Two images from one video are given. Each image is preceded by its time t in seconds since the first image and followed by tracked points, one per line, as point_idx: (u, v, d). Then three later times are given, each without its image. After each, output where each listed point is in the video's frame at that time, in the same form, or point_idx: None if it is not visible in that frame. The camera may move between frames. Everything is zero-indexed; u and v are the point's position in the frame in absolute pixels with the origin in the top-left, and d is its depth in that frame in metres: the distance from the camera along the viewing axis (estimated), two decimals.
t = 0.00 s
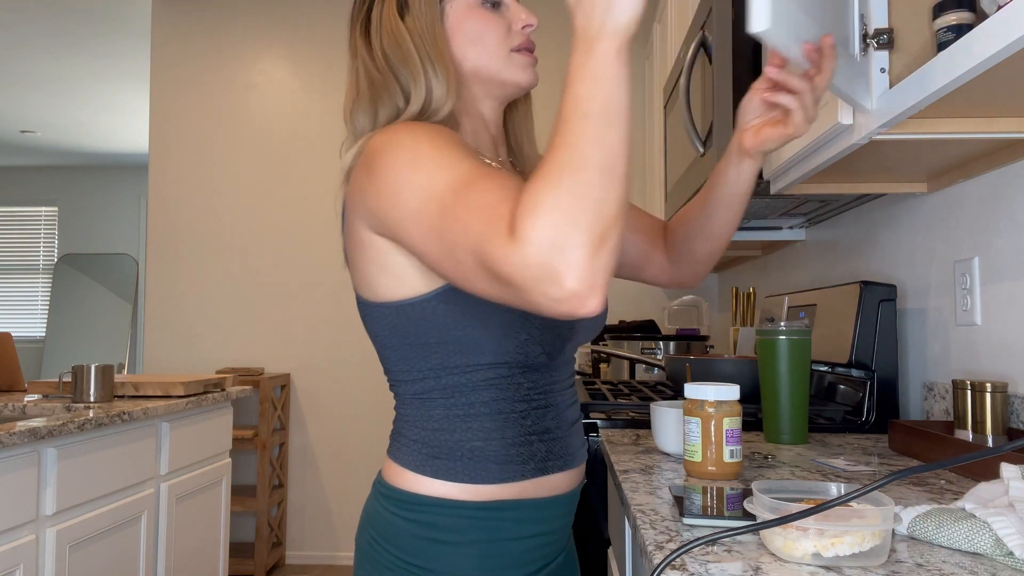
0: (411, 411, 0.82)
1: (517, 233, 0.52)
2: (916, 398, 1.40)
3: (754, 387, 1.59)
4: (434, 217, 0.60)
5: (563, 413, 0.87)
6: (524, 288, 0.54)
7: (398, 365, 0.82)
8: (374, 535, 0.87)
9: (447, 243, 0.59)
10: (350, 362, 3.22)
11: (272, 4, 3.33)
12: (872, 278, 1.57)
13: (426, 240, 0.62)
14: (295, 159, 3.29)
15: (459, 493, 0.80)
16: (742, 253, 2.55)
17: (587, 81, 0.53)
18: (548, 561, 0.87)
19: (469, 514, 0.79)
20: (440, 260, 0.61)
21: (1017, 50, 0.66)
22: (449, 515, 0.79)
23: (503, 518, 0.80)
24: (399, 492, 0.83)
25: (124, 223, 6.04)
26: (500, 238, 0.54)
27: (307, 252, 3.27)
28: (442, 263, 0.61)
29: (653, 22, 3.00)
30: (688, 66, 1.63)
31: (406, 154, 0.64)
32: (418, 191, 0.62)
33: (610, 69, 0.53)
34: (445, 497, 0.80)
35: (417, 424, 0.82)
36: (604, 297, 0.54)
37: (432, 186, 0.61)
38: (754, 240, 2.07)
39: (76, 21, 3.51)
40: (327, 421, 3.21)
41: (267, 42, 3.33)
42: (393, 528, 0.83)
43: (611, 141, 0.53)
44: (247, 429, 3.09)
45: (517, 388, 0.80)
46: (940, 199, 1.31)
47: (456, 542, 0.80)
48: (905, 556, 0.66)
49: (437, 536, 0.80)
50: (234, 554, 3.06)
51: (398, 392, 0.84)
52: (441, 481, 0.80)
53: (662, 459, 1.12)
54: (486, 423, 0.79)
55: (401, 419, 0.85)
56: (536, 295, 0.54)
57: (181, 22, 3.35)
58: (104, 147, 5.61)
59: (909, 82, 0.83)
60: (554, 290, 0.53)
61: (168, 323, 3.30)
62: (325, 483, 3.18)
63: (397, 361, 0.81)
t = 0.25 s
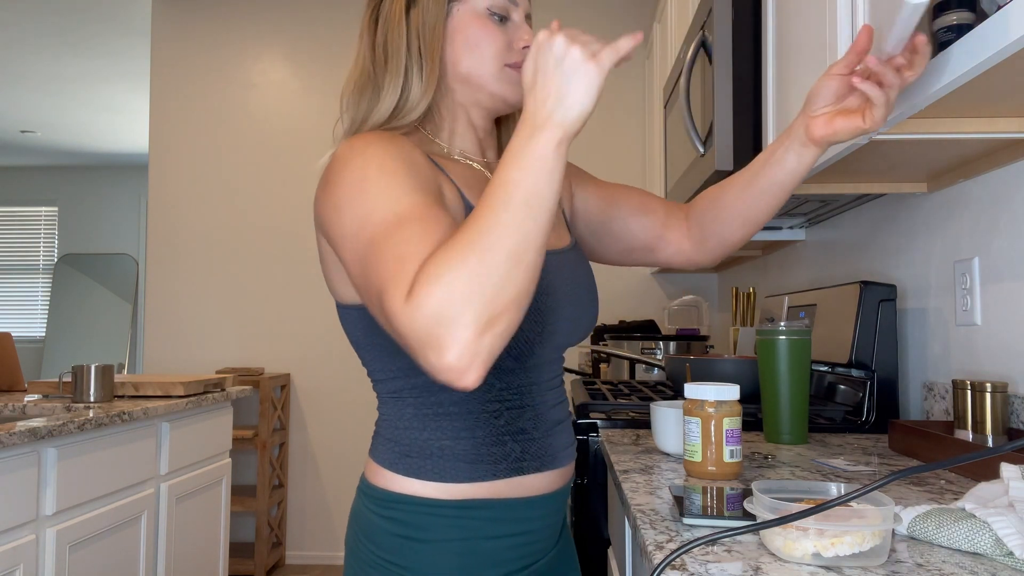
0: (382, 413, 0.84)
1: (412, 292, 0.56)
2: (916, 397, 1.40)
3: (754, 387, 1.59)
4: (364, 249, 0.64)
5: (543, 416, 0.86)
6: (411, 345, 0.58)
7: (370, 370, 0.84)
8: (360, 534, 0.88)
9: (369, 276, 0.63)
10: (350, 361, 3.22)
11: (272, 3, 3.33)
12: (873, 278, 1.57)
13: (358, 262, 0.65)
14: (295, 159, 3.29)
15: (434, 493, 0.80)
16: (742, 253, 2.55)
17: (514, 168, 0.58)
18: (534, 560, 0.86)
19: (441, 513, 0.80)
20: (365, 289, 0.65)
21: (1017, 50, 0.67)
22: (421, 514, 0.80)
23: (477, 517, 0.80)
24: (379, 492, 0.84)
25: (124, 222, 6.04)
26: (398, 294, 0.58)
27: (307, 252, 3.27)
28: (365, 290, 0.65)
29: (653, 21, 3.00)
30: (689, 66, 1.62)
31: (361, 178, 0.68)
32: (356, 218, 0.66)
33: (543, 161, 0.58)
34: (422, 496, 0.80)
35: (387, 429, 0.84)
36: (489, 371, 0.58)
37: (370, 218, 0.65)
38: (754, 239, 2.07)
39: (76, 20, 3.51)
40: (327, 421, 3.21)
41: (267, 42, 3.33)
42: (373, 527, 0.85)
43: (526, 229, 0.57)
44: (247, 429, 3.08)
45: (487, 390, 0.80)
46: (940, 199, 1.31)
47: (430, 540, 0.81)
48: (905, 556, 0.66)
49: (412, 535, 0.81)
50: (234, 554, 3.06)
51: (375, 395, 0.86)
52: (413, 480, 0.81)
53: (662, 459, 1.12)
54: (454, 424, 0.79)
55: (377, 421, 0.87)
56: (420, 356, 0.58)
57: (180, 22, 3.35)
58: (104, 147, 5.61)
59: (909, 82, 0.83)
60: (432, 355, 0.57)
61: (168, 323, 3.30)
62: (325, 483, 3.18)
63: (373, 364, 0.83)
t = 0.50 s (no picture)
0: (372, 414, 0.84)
1: (398, 324, 0.58)
2: (916, 397, 1.40)
3: (754, 387, 1.59)
4: (354, 258, 0.64)
5: (533, 416, 0.87)
6: (387, 370, 0.60)
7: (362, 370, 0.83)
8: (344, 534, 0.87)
9: (356, 289, 0.64)
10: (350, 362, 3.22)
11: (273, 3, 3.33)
12: (873, 278, 1.57)
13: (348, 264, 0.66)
14: (295, 159, 3.29)
15: (423, 493, 0.80)
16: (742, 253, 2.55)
17: (515, 219, 0.59)
18: (519, 558, 0.86)
19: (429, 512, 0.79)
20: (349, 297, 0.65)
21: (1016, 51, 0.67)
22: (410, 514, 0.80)
23: (467, 517, 0.80)
24: (366, 491, 0.83)
25: (123, 222, 6.04)
26: (385, 320, 0.59)
27: (307, 252, 3.27)
28: (350, 295, 0.66)
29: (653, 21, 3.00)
30: (688, 66, 1.62)
31: (366, 182, 0.67)
32: (353, 224, 0.65)
33: (545, 215, 0.60)
34: (409, 497, 0.80)
35: (376, 429, 0.83)
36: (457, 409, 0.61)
37: (367, 228, 0.64)
38: (754, 240, 2.07)
39: (76, 20, 3.51)
40: (327, 421, 3.21)
41: (267, 42, 3.33)
42: (360, 527, 0.84)
43: (518, 282, 0.59)
44: (247, 429, 3.08)
45: (480, 391, 0.81)
46: (940, 199, 1.31)
47: (421, 539, 0.80)
48: (905, 556, 0.66)
49: (402, 534, 0.81)
50: (234, 554, 3.06)
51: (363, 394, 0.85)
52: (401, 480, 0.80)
53: (662, 459, 1.12)
54: (447, 424, 0.79)
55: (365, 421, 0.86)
56: (394, 383, 0.61)
57: (180, 22, 3.35)
58: (104, 146, 5.61)
59: (908, 83, 0.82)
60: (408, 386, 0.59)
61: (168, 323, 3.30)
62: (325, 483, 3.18)
63: (363, 363, 0.83)
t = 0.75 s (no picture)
0: (382, 407, 0.81)
1: (449, 347, 0.58)
2: (916, 398, 1.40)
3: (754, 387, 1.59)
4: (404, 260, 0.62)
5: (529, 415, 0.88)
6: (421, 386, 0.60)
7: (375, 362, 0.80)
8: (334, 531, 0.85)
9: (395, 299, 0.62)
10: (350, 361, 3.22)
11: (273, 4, 3.33)
12: (873, 278, 1.57)
13: (389, 269, 0.63)
14: (295, 159, 3.29)
15: (423, 492, 0.79)
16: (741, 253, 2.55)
17: (574, 265, 0.60)
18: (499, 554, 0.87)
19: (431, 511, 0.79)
20: (385, 297, 0.63)
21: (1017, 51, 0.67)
22: (412, 513, 0.79)
23: (466, 516, 0.80)
24: (362, 488, 0.81)
25: (123, 222, 6.04)
26: (435, 339, 0.59)
27: (307, 252, 3.27)
28: (384, 299, 0.64)
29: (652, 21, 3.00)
30: (688, 66, 1.62)
31: (426, 186, 0.65)
32: (410, 222, 0.63)
33: (600, 271, 0.60)
34: (407, 494, 0.79)
35: (388, 425, 0.80)
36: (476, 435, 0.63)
37: (427, 232, 0.62)
38: (754, 240, 2.07)
39: (76, 20, 3.51)
40: (327, 420, 3.21)
41: (267, 42, 3.33)
42: (357, 525, 0.82)
43: (562, 332, 0.60)
44: (247, 429, 3.08)
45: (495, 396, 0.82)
46: (940, 199, 1.31)
47: (423, 538, 0.79)
48: (905, 556, 0.66)
49: (404, 532, 0.80)
50: (234, 554, 3.05)
51: (371, 387, 0.83)
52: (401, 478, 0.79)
53: (662, 459, 1.12)
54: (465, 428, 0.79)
55: (369, 415, 0.83)
56: (422, 400, 0.61)
57: (181, 22, 3.35)
58: (103, 146, 5.61)
59: (908, 84, 0.82)
60: (441, 407, 0.59)
61: (168, 323, 3.30)
62: (325, 483, 3.18)
63: (377, 359, 0.80)
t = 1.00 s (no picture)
0: (403, 400, 0.81)
1: (491, 346, 0.64)
2: (916, 398, 1.40)
3: (754, 387, 1.59)
4: (446, 259, 0.67)
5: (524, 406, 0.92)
6: (456, 378, 0.65)
7: (399, 356, 0.81)
8: (339, 524, 0.84)
9: (436, 294, 0.66)
10: (350, 361, 3.22)
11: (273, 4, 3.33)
12: (873, 279, 1.57)
13: (430, 266, 0.67)
14: (295, 159, 3.29)
15: (436, 479, 0.81)
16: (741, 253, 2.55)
17: (596, 284, 0.70)
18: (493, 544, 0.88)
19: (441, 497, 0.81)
20: (421, 291, 0.67)
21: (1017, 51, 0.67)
22: (423, 499, 0.80)
23: (475, 502, 0.83)
24: (369, 477, 0.82)
25: (123, 222, 6.04)
26: (478, 336, 0.64)
27: (307, 252, 3.27)
28: (419, 293, 0.68)
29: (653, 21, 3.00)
30: (688, 66, 1.62)
31: (469, 193, 0.69)
32: (453, 225, 0.68)
33: (614, 289, 0.70)
34: (417, 483, 0.81)
35: (411, 420, 0.81)
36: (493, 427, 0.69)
37: (472, 234, 0.68)
38: (754, 240, 2.07)
39: (76, 20, 3.51)
40: (327, 420, 3.21)
41: (267, 42, 3.33)
42: (368, 515, 0.82)
43: (583, 337, 0.69)
44: (247, 429, 3.08)
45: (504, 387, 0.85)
46: (940, 199, 1.31)
47: (437, 525, 0.81)
48: (905, 556, 0.66)
49: (418, 520, 0.81)
50: (234, 554, 3.05)
51: (389, 380, 0.82)
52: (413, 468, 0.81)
53: (662, 459, 1.12)
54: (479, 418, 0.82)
55: (386, 408, 0.83)
56: (450, 391, 0.66)
57: (181, 22, 3.35)
58: (103, 147, 5.61)
59: (909, 84, 0.82)
60: (475, 399, 0.65)
61: (168, 323, 3.30)
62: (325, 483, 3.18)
63: (401, 353, 0.80)
